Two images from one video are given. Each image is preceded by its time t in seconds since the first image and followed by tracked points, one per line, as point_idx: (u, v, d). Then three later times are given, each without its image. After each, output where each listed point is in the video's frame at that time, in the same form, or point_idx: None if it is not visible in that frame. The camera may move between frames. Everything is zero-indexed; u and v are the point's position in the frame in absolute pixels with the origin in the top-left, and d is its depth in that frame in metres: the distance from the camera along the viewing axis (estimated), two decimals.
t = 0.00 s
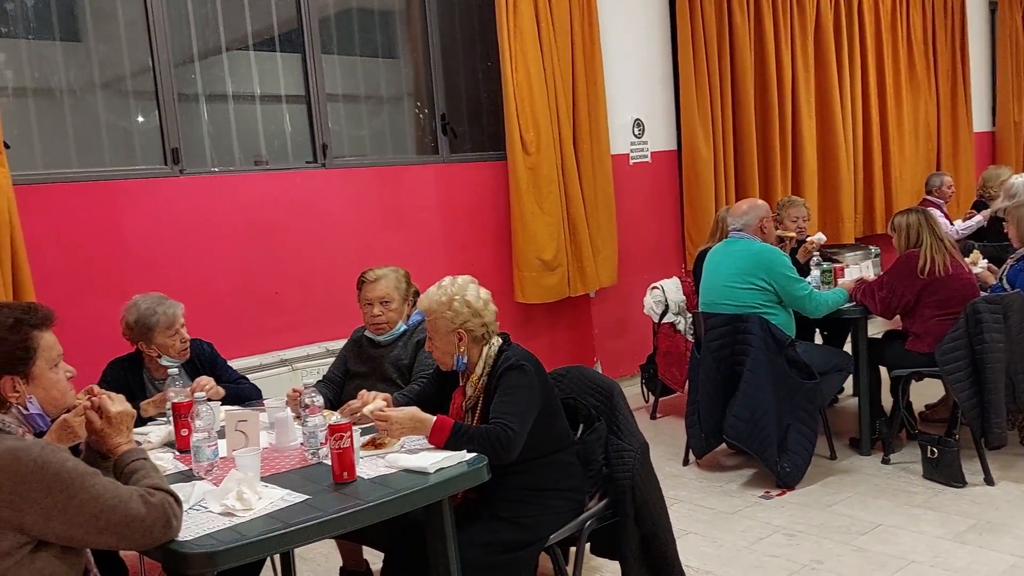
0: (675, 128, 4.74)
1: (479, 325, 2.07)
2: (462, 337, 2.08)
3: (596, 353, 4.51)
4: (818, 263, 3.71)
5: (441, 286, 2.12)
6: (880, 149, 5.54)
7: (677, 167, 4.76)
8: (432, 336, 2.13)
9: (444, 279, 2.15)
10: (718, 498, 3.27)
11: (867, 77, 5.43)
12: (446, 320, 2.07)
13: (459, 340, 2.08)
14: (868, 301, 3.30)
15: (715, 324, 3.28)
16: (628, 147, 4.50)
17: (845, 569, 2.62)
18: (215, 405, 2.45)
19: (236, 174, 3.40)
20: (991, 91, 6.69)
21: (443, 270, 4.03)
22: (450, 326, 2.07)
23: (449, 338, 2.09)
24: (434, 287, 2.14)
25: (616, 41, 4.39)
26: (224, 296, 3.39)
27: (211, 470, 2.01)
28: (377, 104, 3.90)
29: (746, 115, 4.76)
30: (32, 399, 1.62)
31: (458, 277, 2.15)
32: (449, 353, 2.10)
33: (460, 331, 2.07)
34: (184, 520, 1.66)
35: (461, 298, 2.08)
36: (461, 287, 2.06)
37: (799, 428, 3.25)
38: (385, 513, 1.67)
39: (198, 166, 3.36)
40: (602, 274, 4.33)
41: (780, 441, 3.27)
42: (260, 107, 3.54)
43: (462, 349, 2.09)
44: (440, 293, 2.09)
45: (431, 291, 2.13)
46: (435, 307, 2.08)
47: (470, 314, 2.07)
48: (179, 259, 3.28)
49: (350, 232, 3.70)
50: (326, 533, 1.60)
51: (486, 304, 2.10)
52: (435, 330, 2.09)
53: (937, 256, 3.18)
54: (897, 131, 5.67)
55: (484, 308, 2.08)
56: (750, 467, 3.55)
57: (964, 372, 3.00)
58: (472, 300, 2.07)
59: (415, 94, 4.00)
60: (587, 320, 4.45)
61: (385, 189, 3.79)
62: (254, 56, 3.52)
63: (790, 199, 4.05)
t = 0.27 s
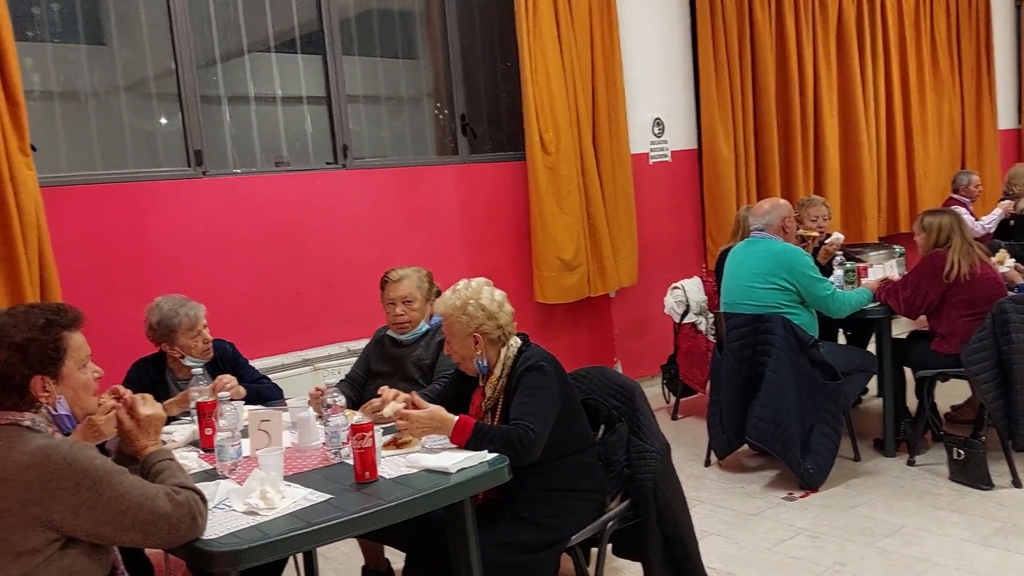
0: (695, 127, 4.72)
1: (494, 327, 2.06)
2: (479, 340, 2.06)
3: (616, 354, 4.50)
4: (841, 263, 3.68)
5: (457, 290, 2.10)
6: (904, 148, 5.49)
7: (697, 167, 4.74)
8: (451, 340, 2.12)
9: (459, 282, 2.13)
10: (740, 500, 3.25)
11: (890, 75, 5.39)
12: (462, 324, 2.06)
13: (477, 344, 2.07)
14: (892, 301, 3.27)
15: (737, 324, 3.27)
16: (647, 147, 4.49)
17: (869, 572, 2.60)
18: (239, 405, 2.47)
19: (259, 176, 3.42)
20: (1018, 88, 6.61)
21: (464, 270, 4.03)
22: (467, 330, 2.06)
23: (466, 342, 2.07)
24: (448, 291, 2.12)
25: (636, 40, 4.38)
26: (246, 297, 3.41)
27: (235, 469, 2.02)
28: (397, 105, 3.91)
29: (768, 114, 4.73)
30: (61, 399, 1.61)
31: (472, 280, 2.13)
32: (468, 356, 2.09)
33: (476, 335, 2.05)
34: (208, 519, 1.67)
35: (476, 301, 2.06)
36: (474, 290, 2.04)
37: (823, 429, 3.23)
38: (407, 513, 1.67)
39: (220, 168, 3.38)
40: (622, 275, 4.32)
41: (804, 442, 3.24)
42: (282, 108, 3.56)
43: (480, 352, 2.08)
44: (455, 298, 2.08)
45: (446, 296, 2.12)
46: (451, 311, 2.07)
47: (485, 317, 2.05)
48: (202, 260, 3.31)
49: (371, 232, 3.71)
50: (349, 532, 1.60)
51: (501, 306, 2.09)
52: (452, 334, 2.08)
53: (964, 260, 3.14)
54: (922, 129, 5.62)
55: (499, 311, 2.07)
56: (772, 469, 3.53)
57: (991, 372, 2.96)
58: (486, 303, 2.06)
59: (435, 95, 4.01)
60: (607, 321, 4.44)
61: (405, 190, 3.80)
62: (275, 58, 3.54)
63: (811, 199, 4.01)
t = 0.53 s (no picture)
0: (714, 125, 4.70)
1: (518, 325, 2.06)
2: (503, 340, 2.06)
3: (634, 353, 4.49)
4: (862, 263, 3.66)
5: (475, 291, 2.09)
6: (925, 146, 5.45)
7: (716, 165, 4.72)
8: (471, 343, 2.10)
9: (476, 283, 2.11)
10: (759, 500, 3.24)
11: (911, 72, 5.35)
12: (486, 324, 2.04)
13: (501, 343, 2.06)
14: (914, 301, 3.25)
15: (756, 324, 3.25)
16: (666, 145, 4.48)
17: (891, 573, 2.58)
18: (260, 404, 2.49)
19: (278, 175, 3.44)
20: None
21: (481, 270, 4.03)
22: (492, 330, 2.04)
23: (490, 343, 2.06)
24: (466, 293, 2.10)
25: (655, 38, 4.37)
26: (266, 296, 3.43)
27: (256, 468, 2.03)
28: (415, 104, 3.92)
29: (787, 112, 4.71)
30: (82, 400, 1.61)
31: (489, 281, 2.12)
32: (492, 357, 2.08)
33: (501, 334, 2.05)
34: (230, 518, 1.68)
35: (499, 301, 2.06)
36: (498, 289, 2.04)
37: (843, 429, 3.21)
38: (427, 513, 1.67)
39: (240, 168, 3.40)
40: (640, 274, 4.31)
41: (824, 442, 3.22)
42: (301, 108, 3.58)
43: (505, 352, 2.07)
44: (476, 298, 2.06)
45: (464, 297, 2.10)
46: (473, 312, 2.05)
47: (509, 315, 2.06)
48: (222, 259, 3.32)
49: (390, 232, 3.72)
50: (371, 531, 1.60)
51: (522, 304, 2.10)
52: (475, 335, 2.06)
53: (987, 258, 3.13)
54: (943, 127, 5.57)
55: (521, 309, 2.08)
56: (792, 469, 3.51)
57: (1014, 373, 2.94)
58: (510, 301, 2.06)
59: (454, 95, 4.02)
60: (625, 320, 4.43)
61: (424, 189, 3.81)
62: (295, 59, 3.56)
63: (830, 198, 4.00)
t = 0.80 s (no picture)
0: (733, 123, 4.68)
1: (542, 323, 2.06)
2: (528, 338, 2.05)
3: (652, 352, 4.47)
4: (883, 262, 3.62)
5: (498, 290, 2.07)
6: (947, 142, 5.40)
7: (735, 163, 4.70)
8: (494, 343, 2.08)
9: (498, 283, 2.11)
10: (780, 500, 3.22)
11: (933, 69, 5.31)
12: (512, 323, 2.03)
13: (526, 341, 2.05)
14: (936, 299, 3.22)
15: (777, 322, 3.23)
16: (685, 143, 4.46)
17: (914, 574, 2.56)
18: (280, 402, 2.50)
19: (297, 175, 3.45)
20: None
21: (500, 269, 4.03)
22: (517, 328, 2.03)
23: (515, 341, 2.05)
24: (488, 292, 2.09)
25: (674, 36, 4.36)
26: (285, 295, 3.44)
27: (276, 466, 2.04)
28: (433, 103, 3.92)
29: (807, 109, 4.67)
30: (106, 399, 1.58)
31: (509, 280, 2.11)
32: (516, 356, 2.07)
33: (526, 332, 2.04)
34: (251, 515, 1.68)
35: (523, 298, 2.06)
36: (523, 287, 2.04)
37: (864, 428, 3.19)
38: (447, 511, 1.67)
39: (259, 168, 3.41)
40: (659, 273, 4.29)
41: (845, 441, 3.20)
42: (320, 108, 3.59)
43: (529, 350, 2.07)
44: (500, 297, 2.05)
45: (486, 297, 2.08)
46: (497, 312, 2.04)
47: (534, 313, 2.05)
48: (242, 258, 3.34)
49: (408, 230, 3.73)
50: (393, 529, 1.60)
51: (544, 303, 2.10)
52: (500, 334, 2.04)
53: (1014, 256, 3.10)
54: (965, 123, 5.52)
55: (544, 307, 2.08)
56: (813, 469, 3.49)
57: None
58: (533, 299, 2.06)
59: (471, 94, 4.02)
60: (643, 319, 4.42)
61: (442, 188, 3.81)
62: (313, 58, 3.58)
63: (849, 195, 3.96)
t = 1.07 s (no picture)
0: (749, 121, 4.66)
1: (560, 323, 2.05)
2: (545, 338, 2.04)
3: (668, 352, 4.46)
4: (901, 260, 3.60)
5: (518, 288, 2.07)
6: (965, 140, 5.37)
7: (751, 162, 4.68)
8: (513, 340, 2.09)
9: (518, 280, 2.10)
10: (797, 500, 3.20)
11: (951, 66, 5.28)
12: (529, 322, 2.03)
13: (543, 341, 2.04)
14: (955, 297, 3.20)
15: (794, 322, 3.22)
16: (701, 142, 4.44)
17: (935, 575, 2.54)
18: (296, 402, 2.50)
19: (312, 175, 3.44)
20: None
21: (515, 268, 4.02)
22: (534, 327, 2.03)
23: (532, 340, 2.05)
24: (508, 290, 2.09)
25: (690, 34, 4.34)
26: (300, 295, 3.44)
27: (294, 466, 2.03)
28: (448, 103, 3.92)
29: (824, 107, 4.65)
30: (125, 400, 1.58)
31: (532, 277, 2.11)
32: (533, 355, 2.07)
33: (544, 332, 2.03)
34: (269, 515, 1.67)
35: (541, 298, 2.05)
36: (541, 286, 2.02)
37: (883, 428, 3.16)
38: (466, 512, 1.67)
39: (275, 167, 3.41)
40: (675, 272, 4.28)
41: (863, 441, 3.18)
42: (335, 108, 3.60)
43: (546, 349, 2.06)
44: (518, 295, 2.05)
45: (506, 295, 2.08)
46: (515, 310, 2.04)
47: (551, 313, 2.04)
48: (258, 258, 3.34)
49: (424, 230, 3.72)
50: (412, 529, 1.60)
51: (564, 302, 2.08)
52: (517, 332, 2.04)
53: None
54: (983, 121, 5.49)
55: (563, 307, 2.06)
56: (831, 469, 3.47)
57: None
58: (552, 299, 2.05)
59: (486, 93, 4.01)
60: (659, 318, 4.41)
61: (457, 188, 3.80)
62: (328, 58, 3.58)
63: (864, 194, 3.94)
